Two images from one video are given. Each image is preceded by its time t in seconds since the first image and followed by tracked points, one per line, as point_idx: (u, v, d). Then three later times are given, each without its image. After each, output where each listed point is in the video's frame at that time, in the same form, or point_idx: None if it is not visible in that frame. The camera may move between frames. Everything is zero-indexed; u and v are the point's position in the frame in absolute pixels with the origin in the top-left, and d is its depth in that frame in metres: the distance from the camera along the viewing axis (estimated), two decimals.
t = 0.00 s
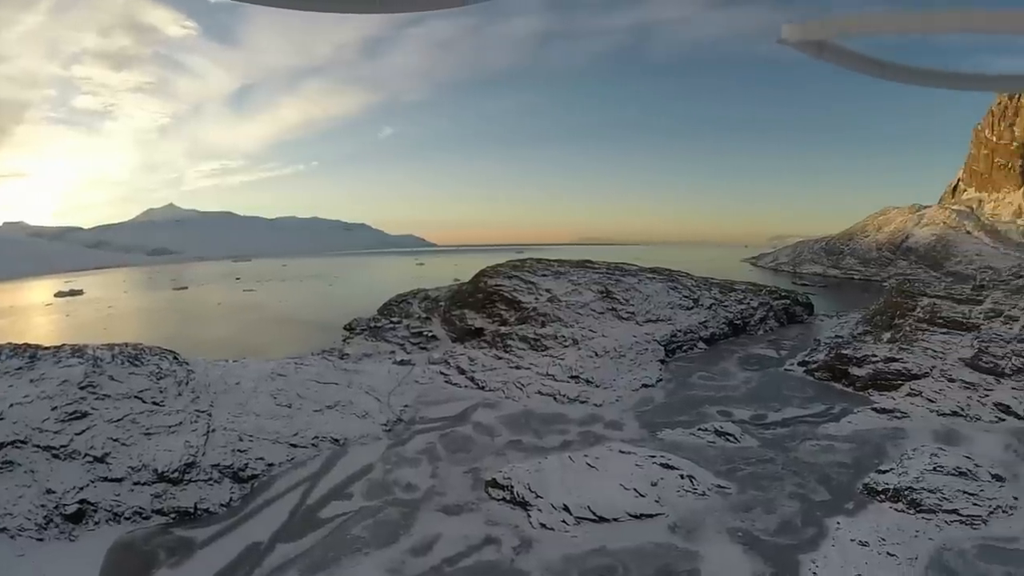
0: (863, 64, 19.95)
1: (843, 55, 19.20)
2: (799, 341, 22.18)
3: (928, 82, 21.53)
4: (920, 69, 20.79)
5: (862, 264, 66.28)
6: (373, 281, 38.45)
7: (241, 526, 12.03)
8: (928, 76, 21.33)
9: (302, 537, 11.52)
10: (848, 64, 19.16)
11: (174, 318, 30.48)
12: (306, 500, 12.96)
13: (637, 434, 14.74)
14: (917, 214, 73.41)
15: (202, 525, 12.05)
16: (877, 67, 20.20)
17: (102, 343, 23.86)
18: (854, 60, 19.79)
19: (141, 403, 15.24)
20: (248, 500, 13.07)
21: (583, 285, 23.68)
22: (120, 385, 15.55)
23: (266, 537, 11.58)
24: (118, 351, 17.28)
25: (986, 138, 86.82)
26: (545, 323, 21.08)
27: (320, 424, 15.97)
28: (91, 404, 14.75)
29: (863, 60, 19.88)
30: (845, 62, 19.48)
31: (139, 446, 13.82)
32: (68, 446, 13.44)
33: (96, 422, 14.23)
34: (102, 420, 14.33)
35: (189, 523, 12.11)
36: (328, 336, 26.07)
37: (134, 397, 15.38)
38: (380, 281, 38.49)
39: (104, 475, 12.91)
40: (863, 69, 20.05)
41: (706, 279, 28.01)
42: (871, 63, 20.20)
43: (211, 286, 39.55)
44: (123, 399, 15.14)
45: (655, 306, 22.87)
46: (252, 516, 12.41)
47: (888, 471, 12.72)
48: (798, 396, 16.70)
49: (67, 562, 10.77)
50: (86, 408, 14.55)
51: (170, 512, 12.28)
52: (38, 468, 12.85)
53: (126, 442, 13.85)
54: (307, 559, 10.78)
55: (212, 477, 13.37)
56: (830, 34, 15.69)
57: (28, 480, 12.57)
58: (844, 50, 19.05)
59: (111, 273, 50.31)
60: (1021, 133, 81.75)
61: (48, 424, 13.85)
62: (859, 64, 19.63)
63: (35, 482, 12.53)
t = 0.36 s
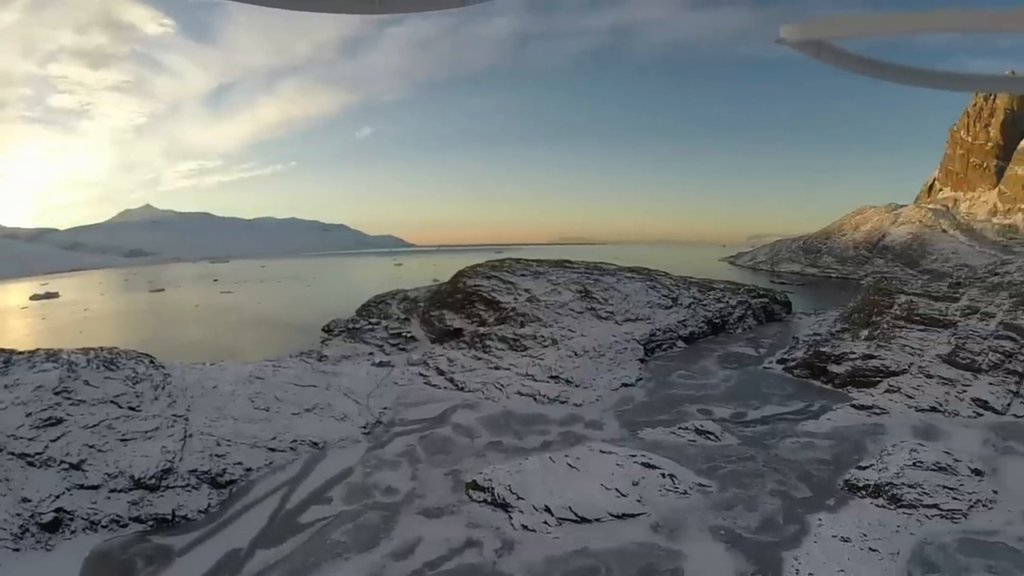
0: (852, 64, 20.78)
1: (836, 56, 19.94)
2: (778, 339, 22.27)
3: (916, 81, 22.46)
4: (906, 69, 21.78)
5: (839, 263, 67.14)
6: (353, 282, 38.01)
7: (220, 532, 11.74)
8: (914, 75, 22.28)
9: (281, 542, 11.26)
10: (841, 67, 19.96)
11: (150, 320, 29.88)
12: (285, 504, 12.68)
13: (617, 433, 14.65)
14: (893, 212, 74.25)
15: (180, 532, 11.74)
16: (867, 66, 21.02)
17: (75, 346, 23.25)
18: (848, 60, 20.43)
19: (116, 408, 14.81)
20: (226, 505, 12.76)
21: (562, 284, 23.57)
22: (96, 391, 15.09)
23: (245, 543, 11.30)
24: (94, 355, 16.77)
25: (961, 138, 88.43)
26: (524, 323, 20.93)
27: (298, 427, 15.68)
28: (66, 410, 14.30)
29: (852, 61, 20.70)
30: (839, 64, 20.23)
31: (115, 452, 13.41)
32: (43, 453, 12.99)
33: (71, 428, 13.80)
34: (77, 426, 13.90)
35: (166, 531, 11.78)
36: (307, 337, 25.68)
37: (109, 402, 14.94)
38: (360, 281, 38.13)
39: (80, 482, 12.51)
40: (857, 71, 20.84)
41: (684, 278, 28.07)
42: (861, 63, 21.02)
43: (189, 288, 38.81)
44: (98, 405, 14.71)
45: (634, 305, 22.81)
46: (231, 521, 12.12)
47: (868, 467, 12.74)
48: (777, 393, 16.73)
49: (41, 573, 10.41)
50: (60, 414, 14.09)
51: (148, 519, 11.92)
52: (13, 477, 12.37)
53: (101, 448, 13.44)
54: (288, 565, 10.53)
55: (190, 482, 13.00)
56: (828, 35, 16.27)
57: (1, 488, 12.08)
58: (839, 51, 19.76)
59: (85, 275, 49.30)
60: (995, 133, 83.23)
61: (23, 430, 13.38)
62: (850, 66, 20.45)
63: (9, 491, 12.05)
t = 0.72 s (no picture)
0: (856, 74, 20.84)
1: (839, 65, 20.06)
2: (760, 338, 22.32)
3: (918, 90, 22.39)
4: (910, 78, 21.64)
5: (819, 262, 67.89)
6: (336, 283, 37.66)
7: (202, 538, 11.48)
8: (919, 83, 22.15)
9: (263, 548, 11.02)
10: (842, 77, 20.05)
11: (130, 323, 29.37)
12: (267, 509, 12.42)
13: (600, 433, 14.55)
14: (873, 211, 75.14)
15: (161, 539, 11.45)
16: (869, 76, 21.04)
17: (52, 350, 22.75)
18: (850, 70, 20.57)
19: (95, 413, 14.44)
20: (208, 511, 12.48)
21: (544, 284, 23.45)
22: (74, 396, 14.73)
23: (227, 549, 11.04)
24: (71, 359, 16.38)
25: (940, 139, 89.81)
26: (506, 323, 20.78)
27: (280, 430, 15.42)
28: (44, 415, 13.92)
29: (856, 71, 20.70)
30: (839, 72, 20.36)
31: (94, 458, 13.06)
32: (21, 460, 12.60)
33: (49, 434, 13.42)
34: (55, 432, 13.53)
35: (147, 538, 11.49)
36: (289, 339, 25.35)
37: (88, 407, 14.58)
38: (342, 282, 37.84)
39: (59, 489, 12.16)
40: (858, 80, 20.91)
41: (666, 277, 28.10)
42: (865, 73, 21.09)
43: (169, 290, 38.16)
44: (77, 410, 14.35)
45: (616, 305, 22.74)
46: (213, 527, 11.86)
47: (851, 464, 12.74)
48: (759, 391, 16.74)
49: None
50: (38, 420, 13.71)
51: (129, 526, 11.62)
52: None
53: (80, 454, 13.08)
54: (270, 571, 10.30)
55: (171, 488, 12.71)
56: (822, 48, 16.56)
57: None
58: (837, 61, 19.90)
59: (62, 278, 48.37)
60: (973, 134, 84.93)
61: None
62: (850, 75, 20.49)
63: None
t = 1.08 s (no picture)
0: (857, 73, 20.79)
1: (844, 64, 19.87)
2: (741, 336, 22.35)
3: (916, 88, 22.34)
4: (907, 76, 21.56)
5: (799, 261, 68.58)
6: (317, 284, 37.33)
7: (182, 545, 11.20)
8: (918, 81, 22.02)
9: (244, 555, 10.76)
10: (842, 76, 19.92)
11: (108, 325, 28.82)
12: (248, 515, 12.15)
13: (583, 433, 14.44)
14: (852, 210, 76.01)
15: (140, 547, 11.15)
16: (868, 74, 20.96)
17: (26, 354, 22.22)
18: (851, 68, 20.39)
19: (73, 418, 14.04)
20: (188, 517, 12.19)
21: (525, 284, 23.30)
22: (50, 401, 14.31)
23: (207, 556, 10.77)
24: (47, 363, 15.88)
25: (919, 139, 91.07)
26: (488, 324, 20.61)
27: (260, 434, 15.12)
28: (20, 421, 13.52)
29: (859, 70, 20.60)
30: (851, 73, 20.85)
31: (72, 465, 12.67)
32: None
33: (25, 440, 13.01)
34: (31, 437, 13.12)
35: (126, 546, 11.19)
36: (270, 341, 25.01)
37: (65, 412, 14.18)
38: (323, 283, 37.47)
39: (36, 497, 11.79)
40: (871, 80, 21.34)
41: (647, 276, 28.09)
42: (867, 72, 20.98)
43: (151, 291, 37.54)
44: (54, 415, 13.95)
45: (598, 304, 22.63)
46: (193, 534, 11.58)
47: (833, 461, 12.72)
48: (741, 390, 16.72)
49: None
50: (14, 426, 13.30)
51: (108, 534, 11.30)
52: None
53: (58, 461, 12.69)
54: None
55: (150, 494, 12.37)
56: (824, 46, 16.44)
57: None
58: (838, 59, 19.84)
59: (36, 280, 47.42)
60: (952, 135, 86.31)
61: None
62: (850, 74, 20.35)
63: None
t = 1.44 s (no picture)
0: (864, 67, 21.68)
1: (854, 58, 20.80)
2: (718, 335, 22.40)
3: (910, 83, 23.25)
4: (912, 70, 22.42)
5: (775, 259, 69.37)
6: (295, 285, 36.86)
7: (158, 554, 10.86)
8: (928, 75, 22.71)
9: (220, 563, 10.46)
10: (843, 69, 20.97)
11: (79, 329, 28.16)
12: (224, 521, 11.83)
13: (561, 433, 14.31)
14: (827, 209, 77.05)
15: (114, 557, 10.79)
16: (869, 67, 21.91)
17: None
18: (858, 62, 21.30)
19: (45, 426, 13.65)
20: (164, 525, 11.84)
21: (502, 284, 23.16)
22: (20, 409, 13.90)
23: (183, 565, 10.47)
24: (18, 369, 15.41)
25: (893, 139, 92.57)
26: (464, 325, 20.41)
27: (236, 438, 14.77)
28: None
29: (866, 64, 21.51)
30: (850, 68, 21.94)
31: (45, 473, 12.28)
32: None
33: None
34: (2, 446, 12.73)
35: (102, 556, 10.82)
36: (245, 343, 24.61)
37: (37, 420, 13.78)
38: (300, 284, 37.05)
39: (7, 507, 11.40)
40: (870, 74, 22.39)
41: (624, 276, 28.11)
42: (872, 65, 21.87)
43: (127, 294, 36.80)
44: (26, 423, 13.57)
45: (575, 304, 22.52)
46: (169, 542, 11.24)
47: (812, 458, 12.70)
48: (719, 388, 16.71)
49: None
50: None
51: (83, 544, 10.93)
52: None
53: (30, 470, 12.29)
54: None
55: (125, 502, 12.00)
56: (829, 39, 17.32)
57: None
58: (838, 53, 20.79)
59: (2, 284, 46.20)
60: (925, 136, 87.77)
61: None
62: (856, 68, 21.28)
63: None
